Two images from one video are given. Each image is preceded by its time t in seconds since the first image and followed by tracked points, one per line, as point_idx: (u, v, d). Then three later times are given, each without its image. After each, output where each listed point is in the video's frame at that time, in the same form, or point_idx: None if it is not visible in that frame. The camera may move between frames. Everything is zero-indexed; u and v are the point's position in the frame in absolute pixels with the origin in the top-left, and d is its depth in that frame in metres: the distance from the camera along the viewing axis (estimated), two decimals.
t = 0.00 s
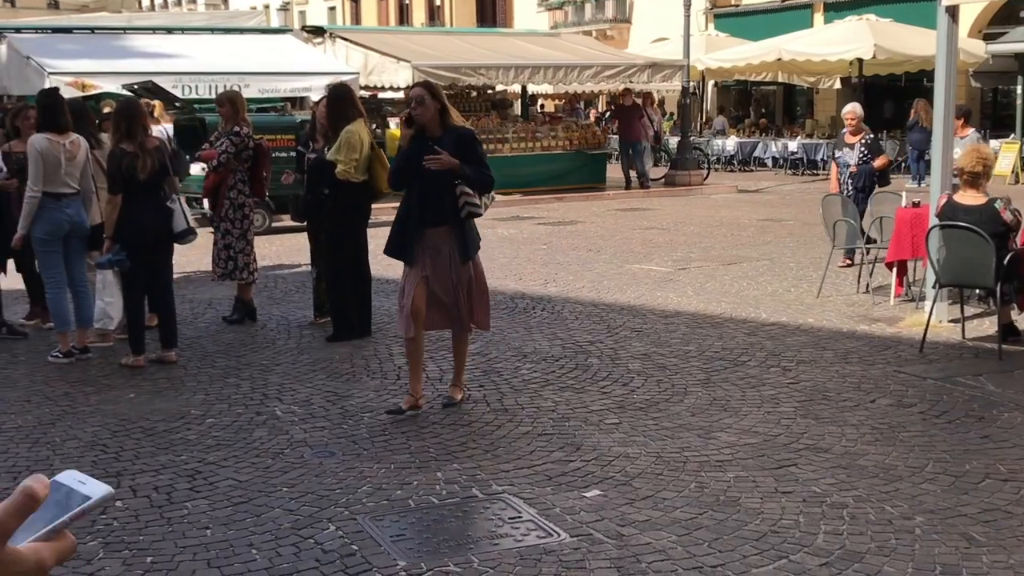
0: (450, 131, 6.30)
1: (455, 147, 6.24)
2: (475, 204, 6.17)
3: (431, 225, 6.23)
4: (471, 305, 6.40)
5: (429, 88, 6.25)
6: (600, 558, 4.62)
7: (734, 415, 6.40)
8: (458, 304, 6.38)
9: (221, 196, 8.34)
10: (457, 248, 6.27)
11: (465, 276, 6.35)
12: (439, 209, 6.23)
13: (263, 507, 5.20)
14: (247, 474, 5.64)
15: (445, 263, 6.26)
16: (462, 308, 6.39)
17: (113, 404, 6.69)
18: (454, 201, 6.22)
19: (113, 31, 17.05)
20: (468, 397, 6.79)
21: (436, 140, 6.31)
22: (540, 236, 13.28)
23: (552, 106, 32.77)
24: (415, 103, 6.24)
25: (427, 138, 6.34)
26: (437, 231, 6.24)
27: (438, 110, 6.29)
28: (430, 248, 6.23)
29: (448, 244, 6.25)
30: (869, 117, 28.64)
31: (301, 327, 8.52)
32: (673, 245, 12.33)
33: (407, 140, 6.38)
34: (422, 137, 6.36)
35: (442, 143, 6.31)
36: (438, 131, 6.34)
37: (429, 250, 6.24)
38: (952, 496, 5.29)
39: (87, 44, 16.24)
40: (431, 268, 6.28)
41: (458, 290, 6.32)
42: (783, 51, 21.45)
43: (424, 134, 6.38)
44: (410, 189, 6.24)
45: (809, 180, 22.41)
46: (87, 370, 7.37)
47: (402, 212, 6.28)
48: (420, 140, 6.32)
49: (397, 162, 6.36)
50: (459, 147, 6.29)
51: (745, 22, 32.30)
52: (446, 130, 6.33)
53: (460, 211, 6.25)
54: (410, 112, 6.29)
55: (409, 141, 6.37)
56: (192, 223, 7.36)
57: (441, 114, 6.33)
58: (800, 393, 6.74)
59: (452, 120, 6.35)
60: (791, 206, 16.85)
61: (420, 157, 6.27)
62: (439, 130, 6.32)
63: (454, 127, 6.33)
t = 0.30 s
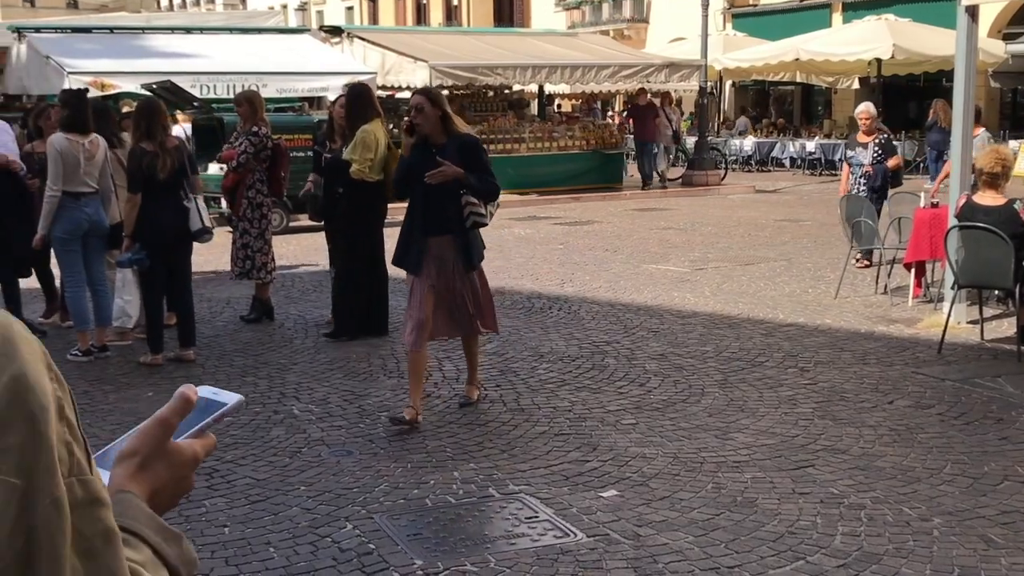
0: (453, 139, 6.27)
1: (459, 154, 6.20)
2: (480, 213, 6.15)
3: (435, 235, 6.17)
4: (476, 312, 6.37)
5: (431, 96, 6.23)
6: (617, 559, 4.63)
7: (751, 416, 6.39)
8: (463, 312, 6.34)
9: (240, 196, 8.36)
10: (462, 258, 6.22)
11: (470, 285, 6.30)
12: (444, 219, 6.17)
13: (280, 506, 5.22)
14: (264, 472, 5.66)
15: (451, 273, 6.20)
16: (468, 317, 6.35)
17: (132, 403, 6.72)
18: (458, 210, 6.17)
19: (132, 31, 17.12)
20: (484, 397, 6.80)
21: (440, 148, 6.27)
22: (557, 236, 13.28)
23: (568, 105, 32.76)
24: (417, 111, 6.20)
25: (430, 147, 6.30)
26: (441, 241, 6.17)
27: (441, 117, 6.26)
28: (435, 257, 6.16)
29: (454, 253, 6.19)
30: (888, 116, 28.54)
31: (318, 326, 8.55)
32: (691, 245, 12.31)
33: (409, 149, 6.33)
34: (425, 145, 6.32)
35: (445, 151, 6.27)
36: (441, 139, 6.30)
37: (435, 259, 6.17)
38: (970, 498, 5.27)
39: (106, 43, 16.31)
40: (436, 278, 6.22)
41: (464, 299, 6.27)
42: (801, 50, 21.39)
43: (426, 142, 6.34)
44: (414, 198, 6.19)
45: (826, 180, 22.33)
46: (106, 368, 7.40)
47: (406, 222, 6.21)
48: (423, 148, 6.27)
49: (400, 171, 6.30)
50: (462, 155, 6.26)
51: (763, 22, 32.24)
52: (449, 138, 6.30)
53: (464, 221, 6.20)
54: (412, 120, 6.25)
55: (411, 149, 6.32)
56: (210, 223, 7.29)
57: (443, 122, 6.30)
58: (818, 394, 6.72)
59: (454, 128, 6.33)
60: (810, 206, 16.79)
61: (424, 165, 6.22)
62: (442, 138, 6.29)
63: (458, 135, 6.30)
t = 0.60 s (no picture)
0: (457, 137, 6.22)
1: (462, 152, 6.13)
2: (484, 210, 6.05)
3: (439, 235, 6.08)
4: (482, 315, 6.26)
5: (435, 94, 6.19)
6: (637, 559, 4.63)
7: (771, 417, 6.38)
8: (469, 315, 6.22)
9: (261, 195, 8.41)
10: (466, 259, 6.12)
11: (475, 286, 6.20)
12: (447, 219, 6.09)
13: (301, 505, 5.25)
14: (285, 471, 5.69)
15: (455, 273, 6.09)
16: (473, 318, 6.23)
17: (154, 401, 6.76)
18: (462, 209, 6.10)
19: (154, 31, 17.21)
20: (504, 397, 6.81)
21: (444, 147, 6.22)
22: (576, 236, 13.29)
23: (587, 105, 32.75)
24: (418, 110, 6.16)
25: (435, 146, 6.25)
26: (445, 241, 6.09)
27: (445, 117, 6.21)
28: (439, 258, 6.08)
29: (457, 253, 6.09)
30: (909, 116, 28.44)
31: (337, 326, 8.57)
32: (711, 245, 12.29)
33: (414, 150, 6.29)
34: (429, 145, 6.27)
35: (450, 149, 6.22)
36: (445, 138, 6.25)
37: (438, 260, 6.09)
38: (992, 500, 5.25)
39: (127, 43, 16.40)
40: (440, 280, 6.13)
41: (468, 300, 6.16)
42: (821, 50, 21.32)
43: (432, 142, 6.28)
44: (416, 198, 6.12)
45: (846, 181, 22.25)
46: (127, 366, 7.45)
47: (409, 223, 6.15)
48: (428, 148, 6.22)
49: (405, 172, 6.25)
50: (467, 153, 6.20)
51: (783, 22, 32.16)
52: (454, 137, 6.25)
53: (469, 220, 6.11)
54: (415, 119, 6.20)
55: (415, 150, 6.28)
56: (232, 223, 7.41)
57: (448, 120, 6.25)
58: (838, 395, 6.71)
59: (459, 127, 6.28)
60: (831, 207, 16.74)
61: (428, 164, 6.17)
62: (446, 137, 6.24)
63: (462, 133, 6.24)
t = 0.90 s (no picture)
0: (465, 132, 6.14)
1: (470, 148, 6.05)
2: (493, 209, 5.98)
3: (448, 234, 6.04)
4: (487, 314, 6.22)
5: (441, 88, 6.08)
6: (659, 559, 4.64)
7: (794, 418, 6.37)
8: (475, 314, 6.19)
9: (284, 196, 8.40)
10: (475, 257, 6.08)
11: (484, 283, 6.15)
12: (455, 217, 6.04)
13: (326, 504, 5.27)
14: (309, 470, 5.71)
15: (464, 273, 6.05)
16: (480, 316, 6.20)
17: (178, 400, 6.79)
18: (471, 207, 6.03)
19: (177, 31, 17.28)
20: (525, 397, 6.82)
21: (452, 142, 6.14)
22: (598, 236, 13.28)
23: (608, 105, 32.73)
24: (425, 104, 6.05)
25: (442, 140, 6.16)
26: (454, 240, 6.05)
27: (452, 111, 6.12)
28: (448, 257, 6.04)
29: (467, 252, 6.06)
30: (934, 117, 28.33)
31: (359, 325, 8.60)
32: (733, 246, 12.26)
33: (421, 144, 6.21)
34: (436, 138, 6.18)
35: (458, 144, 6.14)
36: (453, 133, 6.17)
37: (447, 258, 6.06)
38: (1018, 503, 5.22)
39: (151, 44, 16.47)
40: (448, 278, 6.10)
41: (477, 298, 6.13)
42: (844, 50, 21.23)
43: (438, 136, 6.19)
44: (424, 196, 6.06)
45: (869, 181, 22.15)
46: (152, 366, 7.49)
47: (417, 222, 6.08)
48: (436, 144, 6.14)
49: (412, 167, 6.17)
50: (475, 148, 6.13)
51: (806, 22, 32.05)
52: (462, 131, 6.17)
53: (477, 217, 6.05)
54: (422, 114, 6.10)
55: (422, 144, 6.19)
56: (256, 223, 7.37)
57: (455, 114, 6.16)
58: (862, 396, 6.69)
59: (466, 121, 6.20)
60: (854, 207, 16.67)
61: (435, 160, 6.09)
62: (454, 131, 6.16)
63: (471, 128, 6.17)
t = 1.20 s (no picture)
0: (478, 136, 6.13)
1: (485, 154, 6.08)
2: (508, 216, 6.08)
3: (464, 238, 6.17)
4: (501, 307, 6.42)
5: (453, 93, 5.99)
6: (684, 560, 4.63)
7: (820, 420, 6.34)
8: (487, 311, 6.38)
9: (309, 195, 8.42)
10: (491, 259, 6.23)
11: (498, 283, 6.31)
12: (471, 222, 6.15)
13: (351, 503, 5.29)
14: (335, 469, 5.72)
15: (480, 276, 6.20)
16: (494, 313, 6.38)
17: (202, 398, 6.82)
18: (486, 213, 6.13)
19: (202, 31, 17.36)
20: (550, 397, 6.82)
21: (465, 145, 6.14)
22: (622, 237, 13.28)
23: (631, 104, 32.68)
24: (437, 109, 6.00)
25: (454, 142, 6.16)
26: (469, 244, 6.19)
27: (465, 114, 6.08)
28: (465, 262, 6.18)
29: (482, 256, 6.20)
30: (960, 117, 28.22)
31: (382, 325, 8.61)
32: (758, 246, 12.22)
33: (432, 144, 6.18)
34: (447, 140, 6.16)
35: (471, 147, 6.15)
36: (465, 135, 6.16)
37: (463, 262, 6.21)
38: None
39: (177, 44, 16.54)
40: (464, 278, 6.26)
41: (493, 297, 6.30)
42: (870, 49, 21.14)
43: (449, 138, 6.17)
44: (439, 202, 6.13)
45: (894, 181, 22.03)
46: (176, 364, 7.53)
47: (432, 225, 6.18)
48: (448, 148, 6.13)
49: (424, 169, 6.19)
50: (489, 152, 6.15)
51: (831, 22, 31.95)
52: (475, 134, 6.16)
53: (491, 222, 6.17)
54: (434, 117, 6.06)
55: (433, 146, 6.18)
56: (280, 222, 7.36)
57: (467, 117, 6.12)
58: (887, 398, 6.66)
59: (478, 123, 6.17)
60: (880, 207, 16.58)
61: (449, 165, 6.12)
62: (467, 134, 6.14)
63: (484, 131, 6.17)
